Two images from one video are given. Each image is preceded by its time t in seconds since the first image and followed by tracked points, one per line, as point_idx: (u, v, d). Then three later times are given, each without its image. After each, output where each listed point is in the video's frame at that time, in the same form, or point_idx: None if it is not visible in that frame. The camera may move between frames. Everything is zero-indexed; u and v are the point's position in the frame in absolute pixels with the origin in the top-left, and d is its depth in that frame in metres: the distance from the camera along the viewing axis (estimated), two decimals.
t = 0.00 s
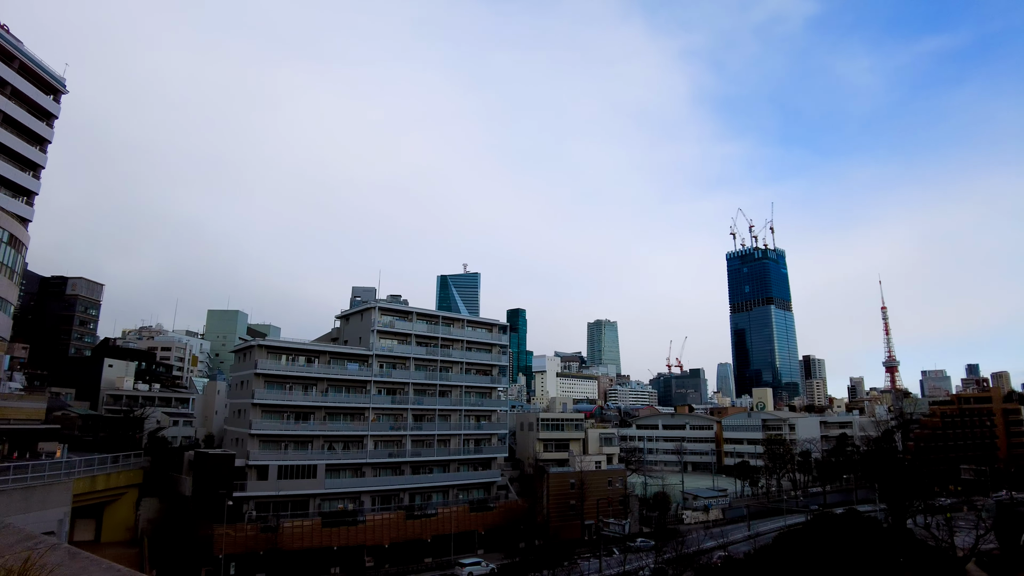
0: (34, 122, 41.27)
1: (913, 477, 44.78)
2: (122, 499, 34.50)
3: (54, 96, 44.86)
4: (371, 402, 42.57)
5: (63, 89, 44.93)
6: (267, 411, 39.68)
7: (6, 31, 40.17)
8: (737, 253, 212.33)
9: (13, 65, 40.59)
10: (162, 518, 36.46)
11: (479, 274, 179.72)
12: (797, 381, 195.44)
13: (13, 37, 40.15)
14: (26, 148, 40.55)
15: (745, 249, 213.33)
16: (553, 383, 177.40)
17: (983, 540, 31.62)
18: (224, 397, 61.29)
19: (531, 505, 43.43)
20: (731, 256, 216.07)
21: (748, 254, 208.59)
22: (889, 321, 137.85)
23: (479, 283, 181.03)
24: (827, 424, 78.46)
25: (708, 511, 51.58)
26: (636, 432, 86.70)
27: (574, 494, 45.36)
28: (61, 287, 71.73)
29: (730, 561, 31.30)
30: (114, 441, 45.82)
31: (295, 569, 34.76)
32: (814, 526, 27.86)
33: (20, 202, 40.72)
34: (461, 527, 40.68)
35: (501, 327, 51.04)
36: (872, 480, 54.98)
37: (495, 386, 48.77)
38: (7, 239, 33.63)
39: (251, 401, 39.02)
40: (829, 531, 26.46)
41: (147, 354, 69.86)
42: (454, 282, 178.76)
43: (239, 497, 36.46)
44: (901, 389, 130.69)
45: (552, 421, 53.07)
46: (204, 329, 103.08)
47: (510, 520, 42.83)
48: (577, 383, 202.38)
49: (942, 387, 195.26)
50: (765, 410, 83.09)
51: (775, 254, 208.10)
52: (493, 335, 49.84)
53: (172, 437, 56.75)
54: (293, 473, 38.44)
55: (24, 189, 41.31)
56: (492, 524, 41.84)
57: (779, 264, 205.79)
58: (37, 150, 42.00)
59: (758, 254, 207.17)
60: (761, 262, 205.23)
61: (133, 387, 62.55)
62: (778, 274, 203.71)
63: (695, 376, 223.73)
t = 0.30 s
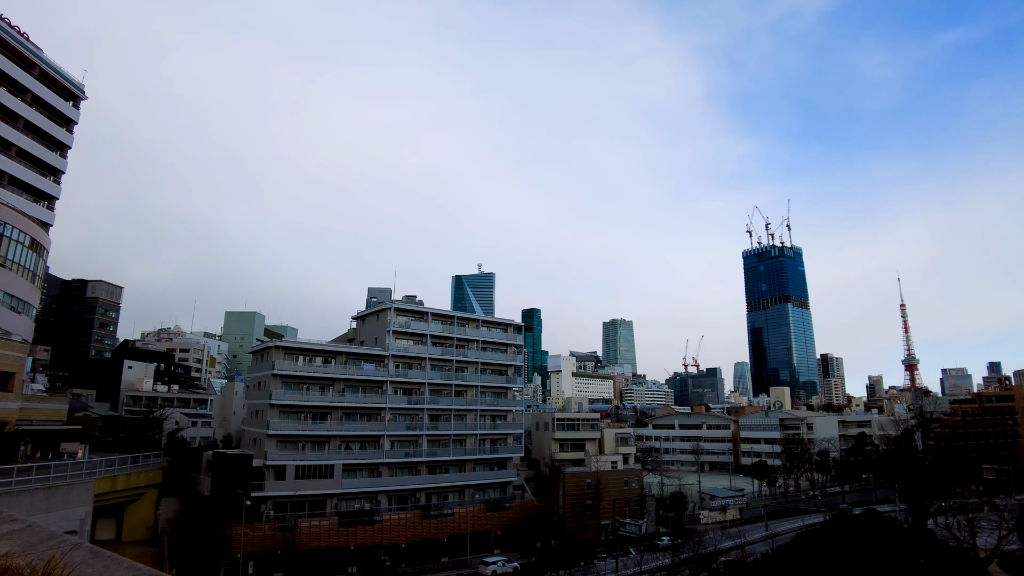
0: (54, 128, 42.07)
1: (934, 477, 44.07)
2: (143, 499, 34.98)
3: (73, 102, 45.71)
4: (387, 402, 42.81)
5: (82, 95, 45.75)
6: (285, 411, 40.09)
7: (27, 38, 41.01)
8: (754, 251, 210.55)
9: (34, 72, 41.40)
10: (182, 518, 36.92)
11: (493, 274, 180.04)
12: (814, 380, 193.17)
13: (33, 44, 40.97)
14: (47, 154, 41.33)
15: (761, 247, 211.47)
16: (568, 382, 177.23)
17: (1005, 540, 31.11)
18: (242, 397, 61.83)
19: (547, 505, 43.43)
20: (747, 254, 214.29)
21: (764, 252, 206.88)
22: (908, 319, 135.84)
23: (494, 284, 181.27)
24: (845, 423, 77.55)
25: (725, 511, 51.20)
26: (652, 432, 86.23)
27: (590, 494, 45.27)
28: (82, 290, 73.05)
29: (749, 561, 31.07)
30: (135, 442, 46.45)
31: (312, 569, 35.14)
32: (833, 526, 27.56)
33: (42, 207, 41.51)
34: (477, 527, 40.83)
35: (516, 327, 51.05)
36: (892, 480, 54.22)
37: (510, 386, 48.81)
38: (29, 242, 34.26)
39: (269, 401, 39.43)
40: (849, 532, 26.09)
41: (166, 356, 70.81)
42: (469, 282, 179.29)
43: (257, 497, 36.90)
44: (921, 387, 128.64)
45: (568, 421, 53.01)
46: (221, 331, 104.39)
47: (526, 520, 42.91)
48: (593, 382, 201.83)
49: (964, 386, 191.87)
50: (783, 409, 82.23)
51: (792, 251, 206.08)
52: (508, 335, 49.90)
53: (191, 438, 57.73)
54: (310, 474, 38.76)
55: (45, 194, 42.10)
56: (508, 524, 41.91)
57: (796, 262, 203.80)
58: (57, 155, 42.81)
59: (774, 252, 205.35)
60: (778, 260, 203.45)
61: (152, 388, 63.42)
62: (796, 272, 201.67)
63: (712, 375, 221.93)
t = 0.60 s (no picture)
0: (67, 131, 42.61)
1: (948, 477, 43.59)
2: (156, 499, 35.32)
3: (86, 106, 46.24)
4: (398, 402, 42.97)
5: (95, 99, 46.31)
6: (297, 411, 40.36)
7: (40, 44, 41.58)
8: (765, 250, 209.18)
9: (47, 76, 41.95)
10: (196, 518, 37.26)
11: (503, 274, 180.17)
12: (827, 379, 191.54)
13: (47, 50, 41.53)
14: (61, 157, 41.88)
15: (773, 246, 210.03)
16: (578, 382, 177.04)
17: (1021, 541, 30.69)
18: (254, 398, 62.24)
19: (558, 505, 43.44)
20: (758, 252, 212.89)
21: (776, 250, 205.55)
22: (922, 317, 134.22)
23: (504, 284, 181.23)
24: (858, 422, 76.89)
25: (737, 511, 50.94)
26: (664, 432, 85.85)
27: (601, 494, 45.19)
28: (96, 292, 73.89)
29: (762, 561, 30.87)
30: (148, 443, 46.95)
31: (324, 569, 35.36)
32: (846, 527, 27.32)
33: (56, 209, 42.05)
34: (488, 527, 40.89)
35: (527, 326, 51.03)
36: (906, 480, 53.69)
37: (520, 386, 48.82)
38: (43, 245, 34.71)
39: (281, 402, 39.71)
40: (863, 532, 25.83)
41: (178, 357, 71.46)
42: (479, 282, 179.52)
43: (269, 496, 37.18)
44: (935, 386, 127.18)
45: (579, 421, 52.94)
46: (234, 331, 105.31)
47: (538, 519, 43.00)
48: (604, 382, 201.31)
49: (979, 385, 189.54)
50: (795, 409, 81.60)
51: (803, 249, 204.52)
52: (519, 335, 49.91)
53: (203, 439, 57.99)
54: (322, 474, 38.98)
55: (59, 197, 42.63)
56: (519, 524, 41.98)
57: (808, 260, 202.29)
58: (70, 159, 43.33)
59: (786, 251, 203.93)
60: (789, 258, 202.06)
61: (165, 389, 64.05)
62: (807, 270, 200.15)
63: (723, 374, 220.63)
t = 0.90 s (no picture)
0: (76, 134, 43.00)
1: (959, 477, 43.24)
2: (166, 499, 35.54)
3: (95, 109, 46.66)
4: (406, 402, 43.09)
5: (104, 102, 46.72)
6: (305, 411, 40.54)
7: (50, 47, 42.00)
8: (773, 249, 208.31)
9: (57, 80, 42.35)
10: (206, 517, 37.47)
11: (510, 274, 180.01)
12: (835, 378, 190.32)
13: (56, 53, 41.96)
14: (70, 160, 42.28)
15: (781, 245, 209.19)
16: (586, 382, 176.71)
17: None
18: (262, 398, 62.54)
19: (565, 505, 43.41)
20: (766, 251, 212.05)
21: (784, 249, 204.69)
22: (931, 316, 133.24)
23: (511, 283, 181.21)
24: (867, 422, 76.42)
25: (746, 511, 50.73)
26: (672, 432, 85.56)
27: (609, 494, 45.11)
28: (105, 293, 74.52)
29: (770, 561, 30.73)
30: (158, 443, 47.29)
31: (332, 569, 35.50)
32: (854, 527, 27.16)
33: (65, 212, 42.44)
34: (496, 526, 40.92)
35: (534, 326, 51.03)
36: (916, 480, 53.33)
37: (528, 386, 48.82)
38: (53, 247, 35.05)
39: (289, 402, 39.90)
40: (871, 532, 25.67)
41: (187, 358, 71.93)
42: (486, 282, 179.50)
43: (278, 496, 37.37)
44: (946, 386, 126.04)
45: (586, 421, 52.90)
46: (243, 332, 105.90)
47: (545, 519, 43.00)
48: (611, 382, 200.87)
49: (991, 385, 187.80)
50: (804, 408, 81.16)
51: (811, 248, 203.52)
52: (526, 335, 49.93)
53: (212, 438, 58.33)
54: (330, 473, 39.15)
55: (69, 199, 43.03)
56: (527, 524, 41.99)
57: (816, 259, 201.34)
58: (79, 161, 43.73)
59: (794, 249, 203.03)
60: (798, 257, 201.17)
61: (173, 389, 64.49)
62: (816, 269, 199.23)
63: (732, 374, 219.63)
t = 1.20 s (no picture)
0: (84, 136, 43.33)
1: (967, 476, 43.01)
2: (173, 499, 35.75)
3: (102, 111, 47.00)
4: (412, 402, 43.20)
5: (111, 104, 47.07)
6: (311, 411, 40.69)
7: (57, 50, 42.32)
8: (779, 248, 207.80)
9: (64, 82, 42.67)
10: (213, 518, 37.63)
11: (515, 273, 180.20)
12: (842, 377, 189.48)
13: (63, 56, 42.29)
14: (77, 162, 42.61)
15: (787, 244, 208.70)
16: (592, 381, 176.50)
17: None
18: (268, 398, 62.80)
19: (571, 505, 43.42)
20: (772, 250, 211.53)
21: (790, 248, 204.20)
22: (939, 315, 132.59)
23: (516, 283, 181.29)
24: (875, 421, 76.07)
25: (752, 511, 50.59)
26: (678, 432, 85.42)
27: (615, 494, 45.01)
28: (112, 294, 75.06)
29: (777, 560, 30.65)
30: (164, 443, 47.66)
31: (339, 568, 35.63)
32: (861, 526, 27.07)
33: (73, 213, 42.78)
34: (502, 526, 40.96)
35: (539, 326, 51.04)
36: (924, 479, 53.09)
37: (533, 386, 48.83)
38: (61, 248, 35.34)
39: (296, 402, 40.05)
40: (879, 531, 25.58)
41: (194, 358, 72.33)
42: (491, 282, 179.83)
43: (285, 496, 37.54)
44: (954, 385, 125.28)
45: (592, 421, 52.91)
46: (249, 332, 106.34)
47: (551, 519, 43.02)
48: (617, 381, 200.54)
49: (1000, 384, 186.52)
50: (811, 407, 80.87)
51: (818, 247, 202.96)
52: (531, 334, 49.96)
53: (219, 438, 58.66)
54: (337, 473, 39.29)
55: (76, 201, 43.36)
56: (533, 524, 42.03)
57: (822, 258, 200.85)
58: (87, 163, 44.06)
59: (800, 248, 202.55)
60: (804, 256, 200.71)
61: (180, 390, 64.88)
62: (822, 268, 198.81)
63: (738, 373, 219.04)
